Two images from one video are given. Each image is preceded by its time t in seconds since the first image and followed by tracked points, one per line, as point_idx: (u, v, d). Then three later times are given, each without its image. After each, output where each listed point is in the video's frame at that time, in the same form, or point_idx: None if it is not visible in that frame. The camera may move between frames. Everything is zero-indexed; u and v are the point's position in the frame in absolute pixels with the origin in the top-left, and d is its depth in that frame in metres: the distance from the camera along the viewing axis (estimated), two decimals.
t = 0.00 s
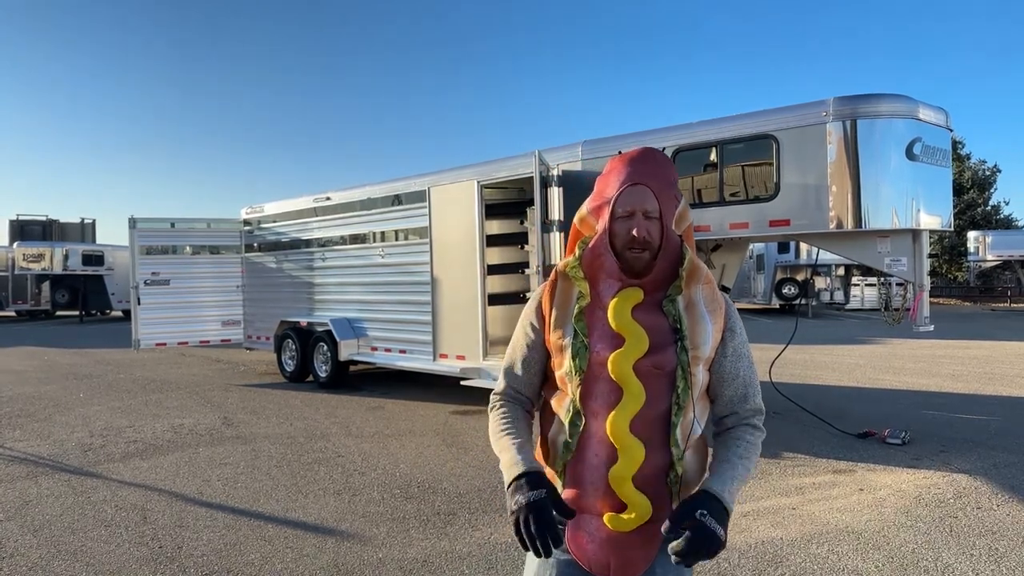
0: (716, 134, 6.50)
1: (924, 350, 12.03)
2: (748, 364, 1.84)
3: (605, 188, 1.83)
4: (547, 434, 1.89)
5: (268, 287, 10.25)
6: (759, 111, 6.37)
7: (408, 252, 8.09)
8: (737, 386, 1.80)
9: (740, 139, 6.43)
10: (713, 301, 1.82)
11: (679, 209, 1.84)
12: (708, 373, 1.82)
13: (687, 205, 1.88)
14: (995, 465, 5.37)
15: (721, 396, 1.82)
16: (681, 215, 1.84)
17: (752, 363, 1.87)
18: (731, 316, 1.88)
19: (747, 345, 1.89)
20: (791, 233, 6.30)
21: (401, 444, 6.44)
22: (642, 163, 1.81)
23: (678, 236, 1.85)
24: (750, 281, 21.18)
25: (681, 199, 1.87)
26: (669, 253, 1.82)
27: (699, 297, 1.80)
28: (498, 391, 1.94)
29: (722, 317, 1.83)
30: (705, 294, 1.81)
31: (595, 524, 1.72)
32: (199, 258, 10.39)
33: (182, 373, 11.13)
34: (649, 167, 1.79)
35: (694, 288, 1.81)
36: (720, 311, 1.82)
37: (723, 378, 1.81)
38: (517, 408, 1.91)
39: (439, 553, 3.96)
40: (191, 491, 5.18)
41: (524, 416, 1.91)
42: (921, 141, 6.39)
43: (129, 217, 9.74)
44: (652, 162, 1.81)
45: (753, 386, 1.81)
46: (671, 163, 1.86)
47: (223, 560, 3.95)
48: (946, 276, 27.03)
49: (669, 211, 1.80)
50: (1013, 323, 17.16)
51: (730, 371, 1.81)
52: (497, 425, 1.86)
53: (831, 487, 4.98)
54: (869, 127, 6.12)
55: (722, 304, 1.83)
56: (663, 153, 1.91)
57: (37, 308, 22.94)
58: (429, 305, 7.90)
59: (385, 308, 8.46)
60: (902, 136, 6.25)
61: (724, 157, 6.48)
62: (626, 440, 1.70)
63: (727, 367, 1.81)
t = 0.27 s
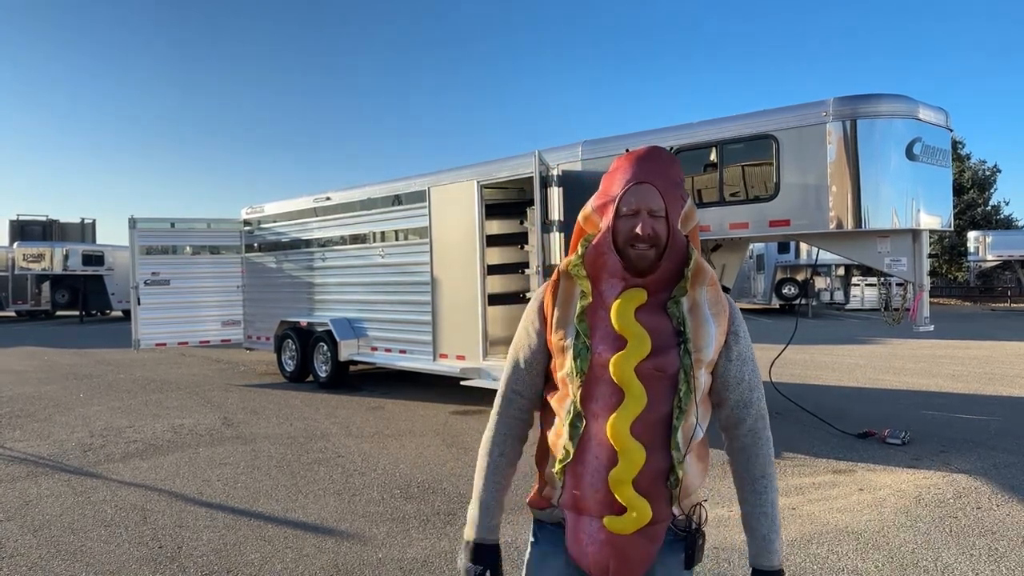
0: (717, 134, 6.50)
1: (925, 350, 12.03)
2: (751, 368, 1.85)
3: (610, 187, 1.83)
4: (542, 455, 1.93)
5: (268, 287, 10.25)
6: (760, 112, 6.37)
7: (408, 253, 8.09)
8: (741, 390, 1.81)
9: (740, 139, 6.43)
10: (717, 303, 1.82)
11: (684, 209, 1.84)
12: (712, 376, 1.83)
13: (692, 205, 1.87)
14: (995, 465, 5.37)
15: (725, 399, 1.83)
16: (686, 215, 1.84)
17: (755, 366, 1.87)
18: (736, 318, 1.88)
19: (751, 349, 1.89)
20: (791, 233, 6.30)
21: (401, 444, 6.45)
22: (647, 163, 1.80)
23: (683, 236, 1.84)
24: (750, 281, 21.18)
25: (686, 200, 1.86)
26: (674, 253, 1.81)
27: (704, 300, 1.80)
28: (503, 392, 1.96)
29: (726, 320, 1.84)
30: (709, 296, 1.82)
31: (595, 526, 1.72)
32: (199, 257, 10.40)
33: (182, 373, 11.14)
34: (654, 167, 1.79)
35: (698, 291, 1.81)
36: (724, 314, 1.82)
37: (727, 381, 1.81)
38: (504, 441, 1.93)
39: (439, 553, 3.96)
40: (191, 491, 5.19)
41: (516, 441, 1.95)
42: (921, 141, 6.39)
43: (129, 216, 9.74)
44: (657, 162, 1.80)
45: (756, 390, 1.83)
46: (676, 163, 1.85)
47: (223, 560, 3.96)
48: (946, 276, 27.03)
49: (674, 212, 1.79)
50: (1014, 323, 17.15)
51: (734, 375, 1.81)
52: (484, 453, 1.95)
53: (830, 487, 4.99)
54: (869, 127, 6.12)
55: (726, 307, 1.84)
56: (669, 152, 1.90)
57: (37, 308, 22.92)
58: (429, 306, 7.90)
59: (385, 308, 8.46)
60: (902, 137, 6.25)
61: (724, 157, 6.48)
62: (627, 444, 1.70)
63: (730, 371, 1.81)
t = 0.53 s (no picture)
0: (717, 134, 6.50)
1: (925, 351, 12.03)
2: (754, 369, 1.83)
3: (605, 189, 1.84)
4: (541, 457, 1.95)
5: (268, 287, 10.25)
6: (760, 112, 6.37)
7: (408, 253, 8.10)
8: (743, 391, 1.80)
9: (740, 140, 6.43)
10: (718, 303, 1.81)
11: (681, 210, 1.85)
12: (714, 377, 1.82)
13: (689, 205, 1.88)
14: (995, 465, 5.37)
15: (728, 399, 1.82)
16: (683, 216, 1.85)
17: (759, 367, 1.86)
18: (739, 318, 1.87)
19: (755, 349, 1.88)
20: (791, 233, 6.30)
21: (401, 444, 6.45)
22: (643, 164, 1.82)
23: (681, 237, 1.84)
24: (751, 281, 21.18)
25: (683, 201, 1.87)
26: (672, 254, 1.81)
27: (705, 300, 1.79)
28: (503, 393, 1.97)
29: (728, 320, 1.83)
30: (710, 296, 1.80)
31: (594, 527, 1.72)
32: (200, 258, 10.40)
33: (183, 373, 11.14)
34: (649, 167, 1.80)
35: (699, 291, 1.80)
36: (726, 314, 1.81)
37: (729, 382, 1.80)
38: (500, 439, 1.96)
39: (439, 553, 3.96)
40: (191, 491, 5.19)
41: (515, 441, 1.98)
42: (921, 141, 6.39)
43: (129, 217, 9.74)
44: (652, 163, 1.82)
45: (758, 391, 1.82)
46: (673, 165, 1.87)
47: (223, 560, 3.96)
48: (946, 277, 27.04)
49: (671, 212, 1.80)
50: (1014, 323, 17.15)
51: (736, 375, 1.80)
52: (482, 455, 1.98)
53: (830, 488, 4.99)
54: (869, 127, 6.12)
55: (728, 307, 1.82)
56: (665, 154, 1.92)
57: (37, 308, 22.91)
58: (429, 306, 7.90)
59: (385, 309, 8.47)
60: (902, 137, 6.25)
61: (724, 157, 6.47)
62: (626, 445, 1.70)
63: (733, 370, 1.80)
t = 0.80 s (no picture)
0: (717, 134, 6.49)
1: (925, 351, 12.03)
2: (751, 368, 1.81)
3: (599, 188, 1.83)
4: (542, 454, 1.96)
5: (269, 287, 10.26)
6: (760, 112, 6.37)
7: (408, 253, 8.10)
8: (738, 391, 1.78)
9: (740, 140, 6.43)
10: (714, 301, 1.80)
11: (679, 207, 1.81)
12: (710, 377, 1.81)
13: (688, 202, 1.84)
14: (995, 466, 5.37)
15: (723, 400, 1.81)
16: (680, 213, 1.82)
17: (756, 367, 1.84)
18: (736, 317, 1.86)
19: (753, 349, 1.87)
20: (791, 233, 6.30)
21: (402, 444, 6.45)
22: (639, 162, 1.80)
23: (677, 235, 1.83)
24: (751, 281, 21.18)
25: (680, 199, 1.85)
26: (666, 253, 1.80)
27: (700, 299, 1.79)
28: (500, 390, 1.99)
29: (724, 319, 1.82)
30: (706, 295, 1.80)
31: (584, 525, 1.72)
32: (200, 258, 10.41)
33: (183, 374, 11.15)
34: (646, 166, 1.79)
35: (694, 290, 1.80)
36: (722, 313, 1.80)
37: (724, 380, 1.79)
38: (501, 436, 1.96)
39: (439, 553, 3.97)
40: (192, 491, 5.19)
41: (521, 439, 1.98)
42: (921, 141, 6.39)
43: (130, 217, 9.74)
44: (649, 161, 1.81)
45: (754, 392, 1.79)
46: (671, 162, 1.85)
47: (224, 560, 3.96)
48: (947, 277, 27.05)
49: (666, 211, 1.78)
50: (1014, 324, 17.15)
51: (732, 374, 1.79)
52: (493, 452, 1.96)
53: (831, 488, 4.99)
54: (869, 127, 6.12)
55: (724, 306, 1.82)
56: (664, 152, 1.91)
57: (37, 308, 22.92)
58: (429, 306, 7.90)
59: (385, 309, 8.47)
60: (903, 137, 6.25)
61: (725, 157, 6.46)
62: (617, 444, 1.69)
63: (728, 369, 1.79)
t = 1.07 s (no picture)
0: (717, 135, 6.50)
1: (926, 351, 12.03)
2: (740, 365, 1.82)
3: (585, 188, 1.84)
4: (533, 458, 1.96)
5: (269, 287, 10.26)
6: (760, 113, 6.38)
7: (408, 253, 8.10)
8: (728, 388, 1.79)
9: (740, 140, 6.44)
10: (702, 299, 1.81)
11: (663, 206, 1.82)
12: (700, 375, 1.81)
13: (673, 201, 1.85)
14: (995, 466, 5.37)
15: (714, 397, 1.81)
16: (667, 211, 1.82)
17: (746, 363, 1.84)
18: (725, 315, 1.86)
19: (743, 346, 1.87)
20: (791, 234, 6.30)
21: (402, 444, 6.46)
22: (622, 162, 1.81)
23: (663, 233, 1.83)
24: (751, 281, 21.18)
25: (666, 197, 1.85)
26: (653, 252, 1.80)
27: (688, 297, 1.79)
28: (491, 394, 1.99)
29: (712, 317, 1.82)
30: (694, 293, 1.81)
31: (578, 528, 1.72)
32: (200, 258, 10.41)
33: (183, 374, 11.16)
34: (629, 166, 1.80)
35: (682, 288, 1.80)
36: (710, 310, 1.81)
37: (714, 378, 1.80)
38: (491, 440, 1.96)
39: (440, 553, 3.97)
40: (192, 491, 5.20)
41: (511, 442, 1.98)
42: (921, 142, 6.40)
43: (130, 217, 9.74)
44: (632, 161, 1.82)
45: (744, 389, 1.80)
46: (654, 161, 1.86)
47: (225, 560, 3.97)
48: (947, 277, 27.06)
49: (651, 210, 1.79)
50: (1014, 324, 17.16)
51: (722, 371, 1.79)
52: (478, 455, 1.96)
53: (831, 488, 4.99)
54: (869, 128, 6.13)
55: (712, 304, 1.82)
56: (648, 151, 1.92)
57: (37, 308, 22.92)
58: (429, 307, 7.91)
59: (385, 309, 8.47)
60: (903, 137, 6.26)
61: (725, 158, 6.47)
62: (609, 445, 1.70)
63: (717, 367, 1.79)
